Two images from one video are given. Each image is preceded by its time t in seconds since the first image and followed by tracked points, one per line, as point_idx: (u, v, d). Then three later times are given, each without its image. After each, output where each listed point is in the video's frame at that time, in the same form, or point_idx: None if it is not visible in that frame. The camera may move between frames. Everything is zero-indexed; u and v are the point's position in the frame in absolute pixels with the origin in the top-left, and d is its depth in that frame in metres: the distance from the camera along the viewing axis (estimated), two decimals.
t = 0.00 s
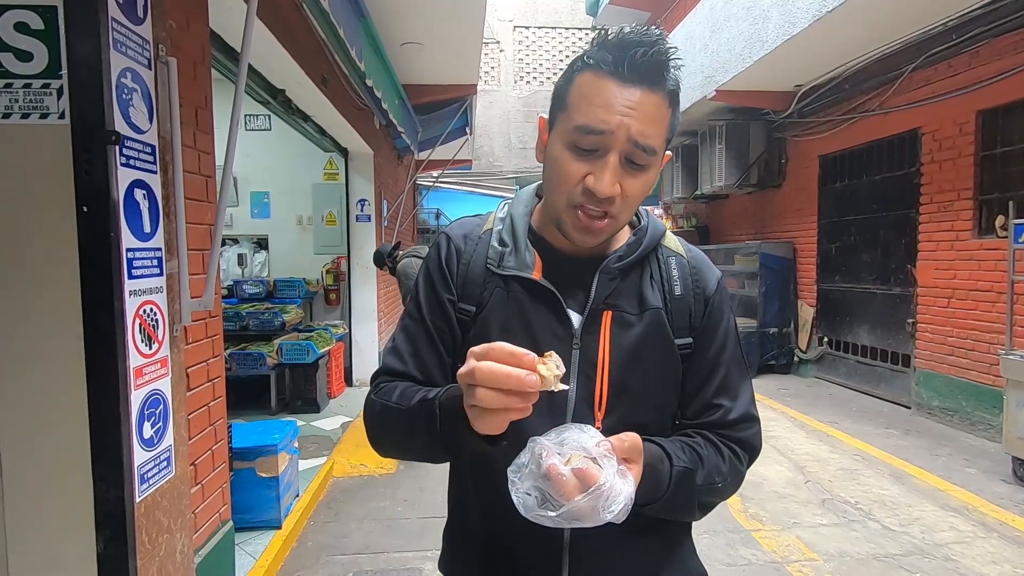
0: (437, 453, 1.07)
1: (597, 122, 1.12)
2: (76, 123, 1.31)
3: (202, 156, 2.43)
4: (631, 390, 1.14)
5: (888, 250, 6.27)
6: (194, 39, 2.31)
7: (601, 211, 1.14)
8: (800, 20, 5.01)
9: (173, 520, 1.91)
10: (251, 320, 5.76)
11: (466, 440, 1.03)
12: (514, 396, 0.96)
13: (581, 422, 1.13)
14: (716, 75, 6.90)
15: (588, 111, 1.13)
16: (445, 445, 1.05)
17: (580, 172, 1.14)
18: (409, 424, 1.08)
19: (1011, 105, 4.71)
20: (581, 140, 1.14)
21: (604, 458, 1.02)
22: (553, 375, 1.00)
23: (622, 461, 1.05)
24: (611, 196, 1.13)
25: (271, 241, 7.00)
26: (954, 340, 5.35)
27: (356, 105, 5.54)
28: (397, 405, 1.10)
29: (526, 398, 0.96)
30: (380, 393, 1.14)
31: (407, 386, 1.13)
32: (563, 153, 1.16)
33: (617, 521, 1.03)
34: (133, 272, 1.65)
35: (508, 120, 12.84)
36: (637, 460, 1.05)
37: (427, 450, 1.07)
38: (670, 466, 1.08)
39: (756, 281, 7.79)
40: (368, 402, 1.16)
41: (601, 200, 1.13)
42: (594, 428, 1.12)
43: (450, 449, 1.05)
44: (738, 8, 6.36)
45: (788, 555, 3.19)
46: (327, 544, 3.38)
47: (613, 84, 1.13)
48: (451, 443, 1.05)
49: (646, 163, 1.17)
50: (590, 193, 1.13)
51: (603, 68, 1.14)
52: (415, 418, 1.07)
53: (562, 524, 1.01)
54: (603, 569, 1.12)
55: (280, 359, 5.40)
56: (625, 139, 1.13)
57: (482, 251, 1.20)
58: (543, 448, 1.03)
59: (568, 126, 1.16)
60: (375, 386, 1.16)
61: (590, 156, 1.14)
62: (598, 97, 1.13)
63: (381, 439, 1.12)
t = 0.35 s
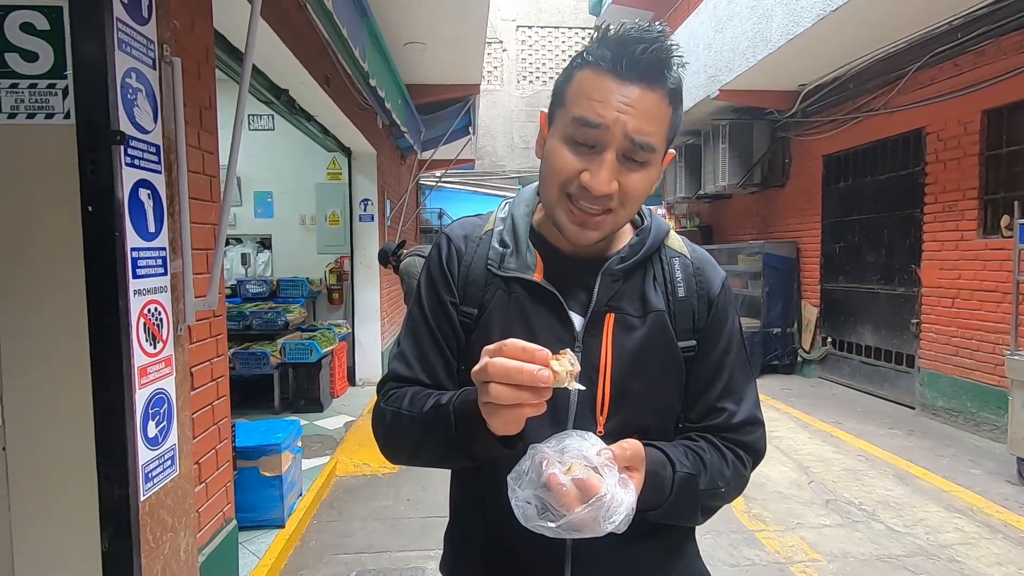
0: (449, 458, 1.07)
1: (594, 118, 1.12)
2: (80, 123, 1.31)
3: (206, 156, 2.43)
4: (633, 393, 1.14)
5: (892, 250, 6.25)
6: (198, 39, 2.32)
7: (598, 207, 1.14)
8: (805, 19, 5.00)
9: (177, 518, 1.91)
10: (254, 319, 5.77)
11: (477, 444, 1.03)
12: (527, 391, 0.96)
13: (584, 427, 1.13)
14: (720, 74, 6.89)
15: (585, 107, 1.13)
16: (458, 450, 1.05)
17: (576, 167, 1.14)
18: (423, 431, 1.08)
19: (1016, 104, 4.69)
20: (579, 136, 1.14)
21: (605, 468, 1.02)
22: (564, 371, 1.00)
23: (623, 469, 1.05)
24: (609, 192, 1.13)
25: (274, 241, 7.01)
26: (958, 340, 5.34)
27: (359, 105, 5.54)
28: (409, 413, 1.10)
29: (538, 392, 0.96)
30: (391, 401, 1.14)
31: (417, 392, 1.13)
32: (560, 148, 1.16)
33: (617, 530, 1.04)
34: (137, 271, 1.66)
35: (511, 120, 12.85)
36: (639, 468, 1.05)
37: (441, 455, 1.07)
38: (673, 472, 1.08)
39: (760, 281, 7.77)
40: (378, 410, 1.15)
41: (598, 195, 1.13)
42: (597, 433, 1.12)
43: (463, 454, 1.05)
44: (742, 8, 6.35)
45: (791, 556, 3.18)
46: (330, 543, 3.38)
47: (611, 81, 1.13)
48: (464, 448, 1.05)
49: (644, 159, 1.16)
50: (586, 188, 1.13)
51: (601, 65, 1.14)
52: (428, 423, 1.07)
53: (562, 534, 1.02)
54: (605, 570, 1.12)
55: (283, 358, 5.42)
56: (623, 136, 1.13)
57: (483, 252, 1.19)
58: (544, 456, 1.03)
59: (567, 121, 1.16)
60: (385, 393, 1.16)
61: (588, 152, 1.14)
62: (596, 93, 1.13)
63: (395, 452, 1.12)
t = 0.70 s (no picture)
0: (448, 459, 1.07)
1: (591, 102, 1.13)
2: (81, 123, 1.32)
3: (207, 155, 2.43)
4: (634, 394, 1.14)
5: (893, 250, 6.24)
6: (199, 39, 2.32)
7: (598, 193, 1.14)
8: (806, 18, 5.00)
9: (178, 518, 1.92)
10: (255, 319, 5.77)
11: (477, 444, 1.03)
12: (527, 395, 0.96)
13: (585, 429, 1.13)
14: (721, 74, 6.88)
15: (582, 92, 1.14)
16: (458, 451, 1.05)
17: (575, 153, 1.14)
18: (422, 430, 1.08)
19: (1018, 104, 4.68)
20: (576, 123, 1.15)
21: (605, 470, 1.02)
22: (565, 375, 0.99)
23: (624, 471, 1.05)
24: (608, 176, 1.13)
25: (275, 240, 7.02)
26: (960, 340, 5.33)
27: (360, 105, 5.55)
28: (407, 412, 1.10)
29: (539, 397, 0.96)
30: (390, 399, 1.14)
31: (416, 391, 1.13)
32: (559, 135, 1.16)
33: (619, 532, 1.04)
34: (138, 271, 1.66)
35: (512, 120, 12.86)
36: (640, 470, 1.05)
37: (440, 457, 1.07)
38: (674, 473, 1.08)
39: (761, 281, 7.76)
40: (377, 410, 1.15)
41: (598, 179, 1.13)
42: (597, 435, 1.12)
43: (462, 454, 1.05)
44: (743, 7, 6.34)
45: (792, 556, 3.18)
46: (330, 543, 3.39)
47: (606, 66, 1.14)
48: (462, 448, 1.04)
49: (642, 143, 1.17)
50: (585, 173, 1.13)
51: (596, 51, 1.15)
52: (426, 423, 1.07)
53: (563, 537, 1.02)
54: (605, 570, 1.12)
55: (284, 358, 5.43)
56: (620, 118, 1.14)
57: (483, 251, 1.20)
58: (544, 458, 1.03)
59: (563, 109, 1.16)
60: (384, 392, 1.16)
61: (587, 137, 1.15)
62: (591, 77, 1.14)
63: (396, 456, 1.13)
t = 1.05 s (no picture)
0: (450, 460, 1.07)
1: (594, 112, 1.13)
2: (81, 124, 1.31)
3: (206, 155, 2.43)
4: (637, 394, 1.13)
5: (893, 250, 6.24)
6: (198, 38, 2.31)
7: (600, 203, 1.14)
8: (806, 17, 4.99)
9: (177, 518, 1.91)
10: (255, 319, 5.77)
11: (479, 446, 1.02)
12: (525, 396, 0.95)
13: (586, 428, 1.13)
14: (721, 73, 6.88)
15: (585, 101, 1.14)
16: (460, 453, 1.05)
17: (577, 162, 1.14)
18: (424, 431, 1.08)
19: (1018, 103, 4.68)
20: (578, 131, 1.14)
21: (611, 469, 1.02)
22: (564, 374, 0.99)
23: (628, 470, 1.04)
24: (610, 186, 1.12)
25: (275, 240, 7.01)
26: (960, 340, 5.33)
27: (360, 105, 5.55)
28: (409, 413, 1.09)
29: (537, 397, 0.96)
30: (391, 400, 1.13)
31: (418, 391, 1.13)
32: (561, 143, 1.16)
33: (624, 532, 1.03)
34: (137, 271, 1.65)
35: (512, 120, 12.85)
36: (644, 469, 1.05)
37: (442, 457, 1.07)
38: (677, 472, 1.07)
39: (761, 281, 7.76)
40: (378, 410, 1.15)
41: (600, 189, 1.12)
42: (600, 434, 1.11)
43: (464, 456, 1.05)
44: (743, 7, 6.34)
45: (792, 556, 3.18)
46: (331, 543, 3.38)
47: (610, 75, 1.13)
48: (464, 448, 1.04)
49: (645, 152, 1.16)
50: (587, 183, 1.13)
51: (599, 58, 1.14)
52: (428, 424, 1.07)
53: (569, 537, 1.01)
54: (607, 570, 1.12)
55: (284, 358, 5.43)
56: (623, 130, 1.13)
57: (485, 252, 1.19)
58: (549, 458, 1.03)
59: (566, 117, 1.16)
60: (386, 393, 1.15)
61: (589, 147, 1.14)
62: (594, 87, 1.13)
63: (397, 456, 1.12)
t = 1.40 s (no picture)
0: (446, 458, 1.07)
1: (593, 113, 1.12)
2: (78, 123, 1.31)
3: (204, 155, 2.43)
4: (633, 393, 1.13)
5: (892, 249, 6.24)
6: (196, 38, 2.31)
7: (598, 204, 1.14)
8: (804, 17, 4.99)
9: (176, 518, 1.91)
10: (253, 319, 5.76)
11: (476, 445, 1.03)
12: (520, 396, 0.95)
13: (582, 427, 1.13)
14: (719, 72, 6.88)
15: (584, 102, 1.13)
16: (455, 452, 1.05)
17: (577, 162, 1.14)
18: (419, 429, 1.08)
19: (1016, 102, 4.68)
20: (577, 131, 1.14)
21: (604, 467, 1.02)
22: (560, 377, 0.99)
23: (623, 469, 1.04)
24: (608, 187, 1.13)
25: (273, 240, 7.01)
26: (958, 338, 5.34)
27: (359, 104, 5.55)
28: (404, 411, 1.09)
29: (532, 398, 0.96)
30: (386, 398, 1.13)
31: (414, 389, 1.13)
32: (560, 143, 1.16)
33: (618, 530, 1.03)
34: (135, 271, 1.65)
35: (511, 119, 12.84)
36: (638, 468, 1.05)
37: (438, 455, 1.07)
38: (672, 471, 1.07)
39: (760, 280, 7.77)
40: (374, 407, 1.15)
41: (599, 190, 1.13)
42: (595, 433, 1.11)
43: (460, 455, 1.05)
44: (741, 6, 6.34)
45: (791, 554, 3.18)
46: (330, 542, 3.38)
47: (610, 77, 1.12)
48: (460, 447, 1.04)
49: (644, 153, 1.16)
50: (586, 184, 1.13)
51: (600, 60, 1.14)
52: (423, 422, 1.07)
53: (563, 534, 1.02)
54: (603, 569, 1.12)
55: (283, 358, 5.43)
56: (622, 132, 1.13)
57: (481, 251, 1.19)
58: (543, 455, 1.03)
59: (566, 117, 1.15)
60: (381, 391, 1.15)
61: (588, 148, 1.14)
62: (595, 89, 1.13)
63: (392, 454, 1.12)
